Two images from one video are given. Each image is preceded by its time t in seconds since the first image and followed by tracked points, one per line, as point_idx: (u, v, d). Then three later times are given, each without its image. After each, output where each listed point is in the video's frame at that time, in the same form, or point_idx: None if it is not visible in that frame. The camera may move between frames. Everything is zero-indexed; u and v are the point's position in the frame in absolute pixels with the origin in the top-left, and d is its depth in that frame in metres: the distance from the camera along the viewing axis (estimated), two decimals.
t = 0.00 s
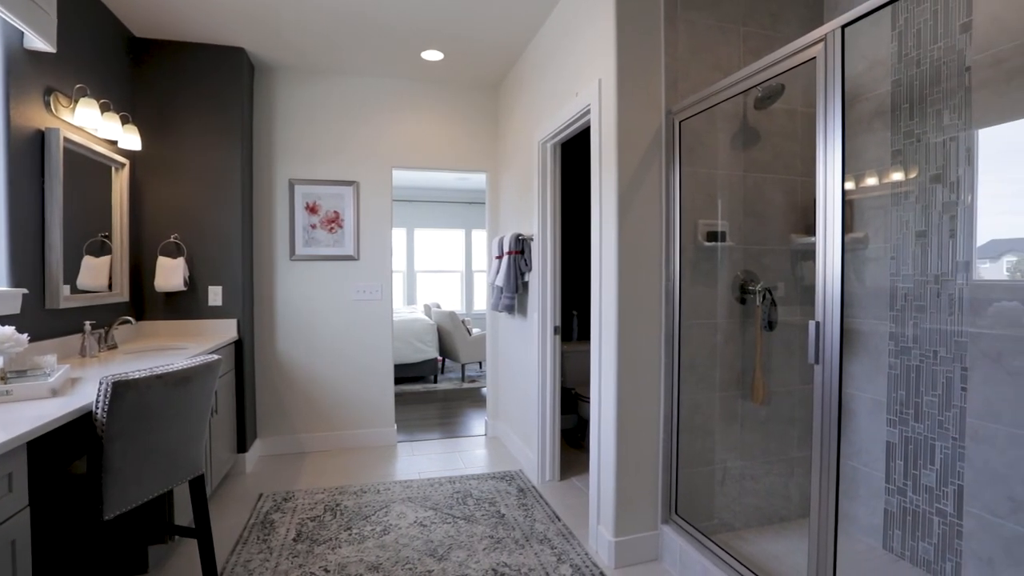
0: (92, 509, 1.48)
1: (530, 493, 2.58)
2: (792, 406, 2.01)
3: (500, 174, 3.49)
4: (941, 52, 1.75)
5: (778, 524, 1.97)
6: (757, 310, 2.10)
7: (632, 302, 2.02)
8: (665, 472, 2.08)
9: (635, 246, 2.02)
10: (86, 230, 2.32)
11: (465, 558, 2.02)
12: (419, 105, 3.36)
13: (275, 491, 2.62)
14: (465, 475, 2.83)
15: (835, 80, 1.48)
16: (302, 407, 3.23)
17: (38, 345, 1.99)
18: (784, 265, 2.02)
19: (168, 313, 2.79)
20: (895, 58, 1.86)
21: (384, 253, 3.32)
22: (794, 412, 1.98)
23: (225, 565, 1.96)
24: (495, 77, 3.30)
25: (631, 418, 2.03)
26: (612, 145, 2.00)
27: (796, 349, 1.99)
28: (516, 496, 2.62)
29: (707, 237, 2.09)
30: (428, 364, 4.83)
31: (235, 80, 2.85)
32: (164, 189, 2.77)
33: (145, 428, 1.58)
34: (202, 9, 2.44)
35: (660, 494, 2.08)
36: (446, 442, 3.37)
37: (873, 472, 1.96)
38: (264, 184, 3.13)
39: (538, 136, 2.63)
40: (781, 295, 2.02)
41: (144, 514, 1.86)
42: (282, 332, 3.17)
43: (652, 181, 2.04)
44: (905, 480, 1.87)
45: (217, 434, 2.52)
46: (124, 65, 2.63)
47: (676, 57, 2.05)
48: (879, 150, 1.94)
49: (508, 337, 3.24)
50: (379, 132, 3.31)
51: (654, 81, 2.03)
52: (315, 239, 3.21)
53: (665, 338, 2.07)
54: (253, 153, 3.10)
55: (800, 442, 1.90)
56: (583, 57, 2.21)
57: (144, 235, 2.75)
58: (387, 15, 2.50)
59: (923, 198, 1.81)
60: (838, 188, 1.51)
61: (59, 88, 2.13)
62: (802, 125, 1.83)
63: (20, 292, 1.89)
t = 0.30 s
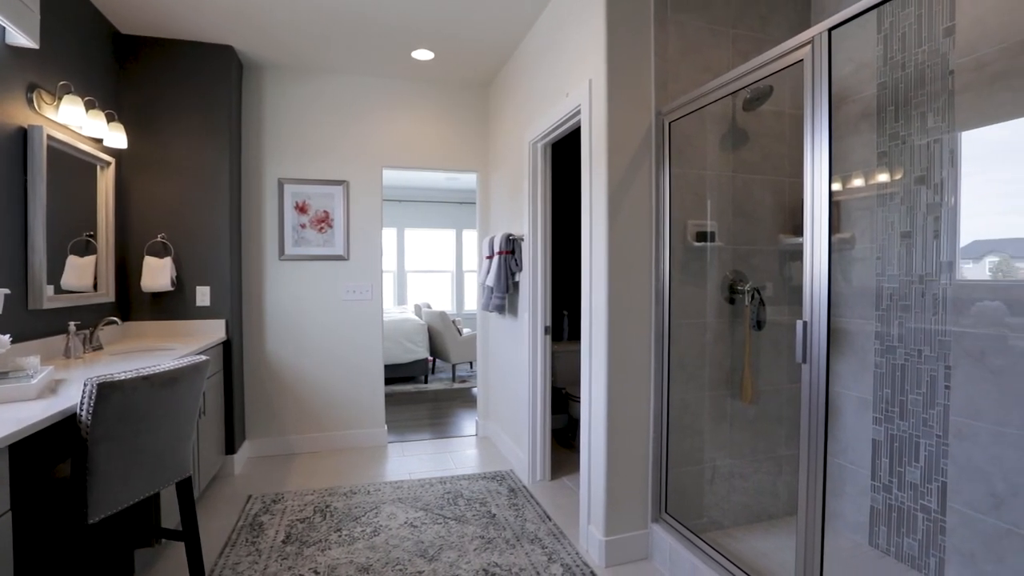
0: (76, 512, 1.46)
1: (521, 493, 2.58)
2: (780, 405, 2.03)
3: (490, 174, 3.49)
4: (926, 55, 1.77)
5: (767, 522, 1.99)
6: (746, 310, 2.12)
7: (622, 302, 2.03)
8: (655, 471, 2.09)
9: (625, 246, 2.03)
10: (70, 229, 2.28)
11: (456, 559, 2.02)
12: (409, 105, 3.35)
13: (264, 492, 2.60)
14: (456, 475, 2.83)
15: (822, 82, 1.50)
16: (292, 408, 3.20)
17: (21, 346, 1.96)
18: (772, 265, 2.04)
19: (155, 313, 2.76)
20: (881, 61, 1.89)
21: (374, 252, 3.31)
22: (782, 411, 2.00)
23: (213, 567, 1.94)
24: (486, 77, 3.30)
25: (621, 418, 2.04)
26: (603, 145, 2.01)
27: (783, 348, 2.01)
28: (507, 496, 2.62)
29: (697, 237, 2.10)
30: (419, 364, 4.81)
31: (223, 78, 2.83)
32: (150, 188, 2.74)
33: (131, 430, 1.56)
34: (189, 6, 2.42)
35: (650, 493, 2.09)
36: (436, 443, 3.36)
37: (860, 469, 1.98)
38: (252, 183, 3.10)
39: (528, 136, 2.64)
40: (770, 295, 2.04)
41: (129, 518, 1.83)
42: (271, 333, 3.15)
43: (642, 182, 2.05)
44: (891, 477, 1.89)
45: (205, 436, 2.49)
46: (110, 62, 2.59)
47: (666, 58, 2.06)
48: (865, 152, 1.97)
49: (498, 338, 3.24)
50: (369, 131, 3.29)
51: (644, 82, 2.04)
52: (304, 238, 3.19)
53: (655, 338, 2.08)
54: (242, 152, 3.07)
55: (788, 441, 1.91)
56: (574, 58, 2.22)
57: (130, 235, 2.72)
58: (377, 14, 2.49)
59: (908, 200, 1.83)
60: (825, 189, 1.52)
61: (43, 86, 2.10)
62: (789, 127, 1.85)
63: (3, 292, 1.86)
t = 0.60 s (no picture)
0: (60, 516, 1.44)
1: (512, 493, 2.58)
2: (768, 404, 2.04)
3: (480, 174, 3.49)
4: (910, 59, 1.79)
5: (755, 520, 2.01)
6: (735, 310, 2.13)
7: (612, 301, 2.04)
8: (645, 470, 2.10)
9: (615, 246, 2.04)
10: (54, 228, 2.25)
11: (447, 559, 2.02)
12: (400, 104, 3.34)
13: (252, 494, 2.58)
14: (447, 475, 2.82)
15: (809, 84, 1.51)
16: (280, 409, 3.18)
17: (3, 347, 1.92)
18: (760, 265, 2.05)
19: (141, 314, 2.73)
20: (867, 64, 1.91)
21: (364, 252, 3.29)
22: (770, 410, 2.02)
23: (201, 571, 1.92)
24: (476, 77, 3.30)
25: (611, 418, 2.05)
26: (593, 145, 2.01)
27: (770, 347, 2.02)
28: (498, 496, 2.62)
29: (686, 237, 2.11)
30: (409, 365, 4.80)
31: (212, 76, 2.80)
32: (136, 187, 2.71)
33: (117, 431, 1.54)
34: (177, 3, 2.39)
35: (640, 492, 2.10)
36: (426, 443, 3.35)
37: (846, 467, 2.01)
38: (241, 183, 3.07)
39: (519, 136, 2.64)
40: (759, 295, 2.06)
41: (115, 521, 1.81)
42: (259, 333, 3.12)
43: (632, 183, 2.06)
44: (876, 474, 1.91)
45: (192, 437, 2.46)
46: (95, 59, 2.56)
47: (655, 59, 2.07)
48: (851, 154, 2.00)
49: (489, 338, 3.24)
50: (359, 130, 3.27)
51: (633, 83, 2.04)
52: (294, 238, 3.16)
53: (644, 338, 2.09)
54: (230, 150, 3.05)
55: (776, 440, 1.93)
56: (564, 58, 2.22)
57: (115, 234, 2.69)
58: (368, 12, 2.48)
59: (894, 201, 1.85)
60: (813, 190, 1.54)
61: (26, 82, 2.06)
62: (777, 129, 1.87)
63: None
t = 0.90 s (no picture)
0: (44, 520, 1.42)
1: (503, 494, 2.58)
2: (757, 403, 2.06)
3: (471, 174, 3.48)
4: (896, 62, 1.82)
5: (744, 518, 2.02)
6: (724, 310, 2.15)
7: (602, 301, 2.04)
8: (636, 469, 2.11)
9: (605, 246, 2.05)
10: (38, 228, 2.22)
11: (437, 560, 2.01)
12: (390, 104, 3.33)
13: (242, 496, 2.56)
14: (438, 476, 2.82)
15: (797, 86, 1.53)
16: (270, 410, 3.15)
17: None
18: (749, 266, 2.07)
19: (128, 315, 2.70)
20: (853, 66, 1.93)
21: (354, 252, 3.28)
22: (759, 409, 2.03)
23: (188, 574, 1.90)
24: (468, 77, 3.30)
25: (602, 417, 2.06)
26: (583, 146, 2.02)
27: (759, 347, 2.04)
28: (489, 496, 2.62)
29: (676, 237, 2.13)
30: (400, 365, 4.78)
31: (200, 74, 2.77)
32: (123, 186, 2.68)
33: (102, 434, 1.52)
34: None
35: (630, 491, 2.11)
36: (417, 444, 3.34)
37: (834, 465, 2.03)
38: (230, 182, 3.05)
39: (510, 136, 2.64)
40: (748, 295, 2.07)
41: (101, 524, 1.79)
42: (249, 333, 3.10)
43: (623, 184, 2.06)
44: (863, 472, 1.93)
45: (180, 439, 2.44)
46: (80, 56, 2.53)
47: (646, 60, 2.08)
48: (838, 155, 2.02)
49: (480, 338, 3.24)
50: (350, 130, 3.26)
51: (624, 84, 2.05)
52: (283, 238, 3.14)
53: (635, 338, 2.10)
54: (219, 149, 3.02)
55: (765, 439, 1.95)
56: (555, 58, 2.23)
57: (102, 234, 2.65)
58: (359, 11, 2.47)
59: (880, 202, 1.87)
60: (802, 191, 1.55)
61: (9, 79, 2.03)
62: (765, 131, 1.89)
63: None
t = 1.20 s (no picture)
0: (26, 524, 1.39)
1: (494, 494, 2.59)
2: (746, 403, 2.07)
3: (462, 174, 3.48)
4: (881, 65, 1.85)
5: (733, 516, 2.04)
6: (714, 309, 2.17)
7: (593, 301, 2.05)
8: (627, 469, 2.12)
9: (596, 246, 2.05)
10: (20, 227, 2.19)
11: (428, 560, 2.01)
12: (381, 103, 3.32)
13: (230, 498, 2.53)
14: (429, 476, 2.81)
15: (784, 88, 1.54)
16: (259, 411, 3.13)
17: None
18: (737, 266, 2.09)
19: (114, 315, 2.66)
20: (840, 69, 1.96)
21: (344, 252, 3.26)
22: (747, 408, 2.05)
23: None
24: (459, 77, 3.29)
25: (592, 417, 2.06)
26: (574, 146, 2.02)
27: (747, 347, 2.06)
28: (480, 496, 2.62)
29: (666, 237, 2.14)
30: (390, 365, 4.77)
31: (188, 72, 2.74)
32: (109, 185, 2.64)
33: (87, 436, 1.50)
34: None
35: (621, 490, 2.12)
36: (408, 444, 3.33)
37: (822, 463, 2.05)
38: (218, 181, 3.02)
39: (500, 136, 2.64)
40: (737, 295, 2.09)
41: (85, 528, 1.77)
42: (238, 334, 3.07)
43: (613, 184, 2.07)
44: (850, 470, 1.96)
45: (167, 441, 2.41)
46: (64, 53, 2.49)
47: (636, 61, 2.09)
48: (825, 157, 2.04)
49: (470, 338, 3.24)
50: (340, 129, 3.24)
51: (614, 85, 2.06)
52: (273, 237, 3.12)
53: (624, 338, 2.11)
54: (207, 148, 2.99)
55: (754, 438, 1.96)
56: (546, 59, 2.23)
57: (87, 233, 2.62)
58: (349, 10, 2.45)
59: (867, 203, 1.90)
60: (790, 192, 1.57)
61: None
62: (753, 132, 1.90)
63: None
